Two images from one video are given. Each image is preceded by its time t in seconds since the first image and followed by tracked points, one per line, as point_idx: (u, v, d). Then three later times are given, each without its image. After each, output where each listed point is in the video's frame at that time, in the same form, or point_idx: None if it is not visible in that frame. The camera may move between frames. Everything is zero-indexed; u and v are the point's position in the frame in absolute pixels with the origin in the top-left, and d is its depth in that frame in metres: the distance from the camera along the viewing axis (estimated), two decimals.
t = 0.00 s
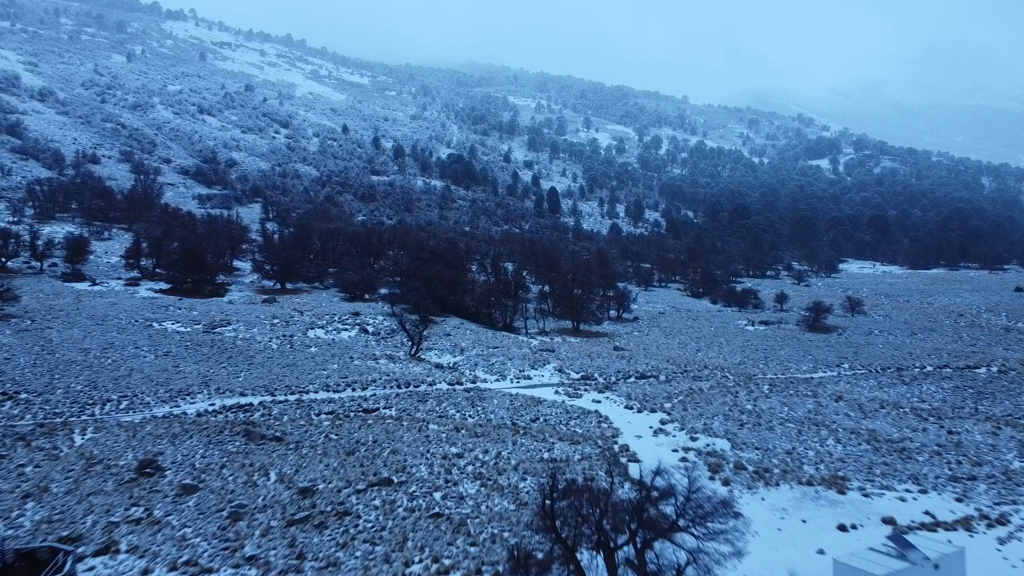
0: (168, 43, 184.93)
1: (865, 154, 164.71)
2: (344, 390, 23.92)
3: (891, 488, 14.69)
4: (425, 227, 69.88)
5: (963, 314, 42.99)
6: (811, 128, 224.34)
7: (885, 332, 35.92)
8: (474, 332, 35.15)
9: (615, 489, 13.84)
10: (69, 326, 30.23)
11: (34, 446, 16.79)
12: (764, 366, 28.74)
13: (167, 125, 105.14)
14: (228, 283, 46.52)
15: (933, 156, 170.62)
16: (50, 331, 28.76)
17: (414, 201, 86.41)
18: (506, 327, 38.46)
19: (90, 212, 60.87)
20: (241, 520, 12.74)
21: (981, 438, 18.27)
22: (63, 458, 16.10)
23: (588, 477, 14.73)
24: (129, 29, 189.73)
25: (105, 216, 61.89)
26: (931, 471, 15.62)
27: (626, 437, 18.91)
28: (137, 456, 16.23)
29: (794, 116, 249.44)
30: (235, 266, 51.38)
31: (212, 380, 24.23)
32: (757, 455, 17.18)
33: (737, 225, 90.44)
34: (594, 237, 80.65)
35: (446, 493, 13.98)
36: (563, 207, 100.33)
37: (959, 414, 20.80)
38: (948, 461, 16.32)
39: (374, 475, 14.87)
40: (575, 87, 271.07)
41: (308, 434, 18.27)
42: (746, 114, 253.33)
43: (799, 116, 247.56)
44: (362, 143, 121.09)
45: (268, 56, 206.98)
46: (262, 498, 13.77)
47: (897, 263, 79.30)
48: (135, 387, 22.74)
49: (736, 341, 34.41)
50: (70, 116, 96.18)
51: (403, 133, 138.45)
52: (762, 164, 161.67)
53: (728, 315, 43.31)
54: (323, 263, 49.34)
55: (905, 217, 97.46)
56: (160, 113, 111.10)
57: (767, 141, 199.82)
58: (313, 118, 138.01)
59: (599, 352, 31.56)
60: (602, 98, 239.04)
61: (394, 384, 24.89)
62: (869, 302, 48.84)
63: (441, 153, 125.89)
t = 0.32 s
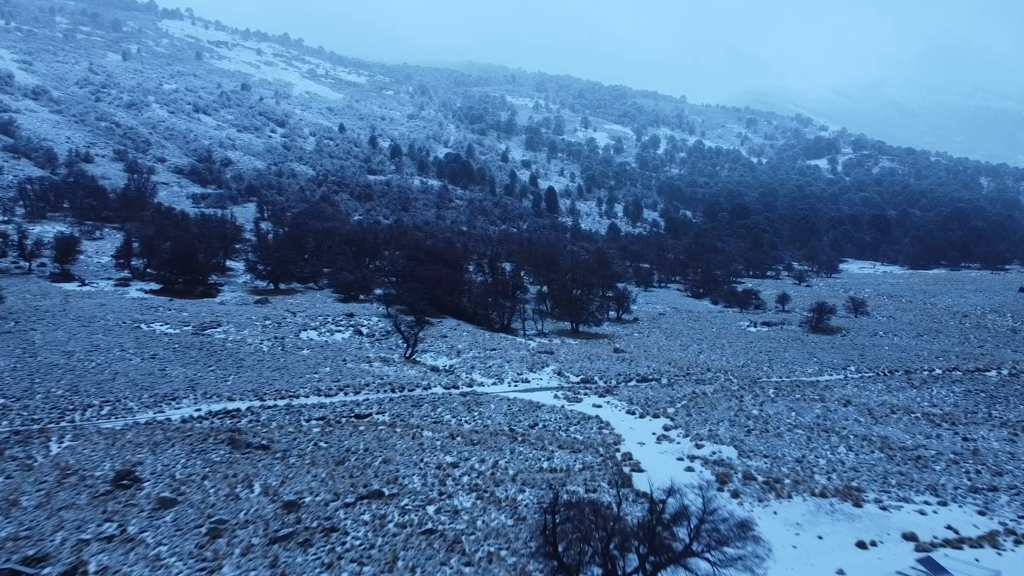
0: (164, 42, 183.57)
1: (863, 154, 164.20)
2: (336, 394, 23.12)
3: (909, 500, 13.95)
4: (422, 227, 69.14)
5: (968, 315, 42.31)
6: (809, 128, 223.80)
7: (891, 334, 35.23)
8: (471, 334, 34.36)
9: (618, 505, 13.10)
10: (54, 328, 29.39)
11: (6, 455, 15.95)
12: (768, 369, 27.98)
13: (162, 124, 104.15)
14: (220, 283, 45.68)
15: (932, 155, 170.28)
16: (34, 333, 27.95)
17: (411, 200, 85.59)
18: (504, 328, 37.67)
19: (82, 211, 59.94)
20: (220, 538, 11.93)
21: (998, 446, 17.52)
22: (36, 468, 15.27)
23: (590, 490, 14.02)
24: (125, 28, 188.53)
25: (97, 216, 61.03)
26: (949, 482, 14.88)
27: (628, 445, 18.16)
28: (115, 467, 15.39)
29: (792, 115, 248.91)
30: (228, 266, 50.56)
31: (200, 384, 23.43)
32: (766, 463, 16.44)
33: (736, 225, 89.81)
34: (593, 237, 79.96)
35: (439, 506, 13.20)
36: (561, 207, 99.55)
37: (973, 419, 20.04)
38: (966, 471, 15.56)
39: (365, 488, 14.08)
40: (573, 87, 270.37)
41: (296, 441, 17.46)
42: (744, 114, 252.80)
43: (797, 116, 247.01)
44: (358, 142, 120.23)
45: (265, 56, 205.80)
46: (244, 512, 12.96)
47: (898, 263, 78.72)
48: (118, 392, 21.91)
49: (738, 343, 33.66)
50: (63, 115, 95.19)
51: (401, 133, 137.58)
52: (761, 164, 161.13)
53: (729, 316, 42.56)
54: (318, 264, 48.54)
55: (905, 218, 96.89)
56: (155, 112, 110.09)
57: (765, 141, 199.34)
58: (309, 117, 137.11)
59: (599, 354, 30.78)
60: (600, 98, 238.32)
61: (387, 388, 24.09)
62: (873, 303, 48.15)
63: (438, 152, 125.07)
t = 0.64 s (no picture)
0: (156, 40, 181.82)
1: (857, 154, 164.46)
2: (325, 398, 22.37)
3: (922, 510, 13.38)
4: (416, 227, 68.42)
5: (967, 315, 41.96)
6: (803, 128, 224.12)
7: (891, 335, 34.79)
8: (465, 335, 33.68)
9: (619, 518, 12.45)
10: (36, 329, 28.52)
11: None
12: (768, 371, 27.41)
13: (153, 122, 102.87)
14: (209, 283, 44.78)
15: (925, 156, 170.86)
16: (14, 335, 27.07)
17: (405, 200, 84.83)
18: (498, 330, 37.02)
19: (69, 210, 58.88)
20: (196, 555, 11.19)
21: (1009, 452, 16.98)
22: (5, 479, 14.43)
23: (588, 501, 13.37)
24: (116, 25, 186.52)
25: (85, 215, 59.99)
26: (963, 491, 14.33)
27: (627, 451, 17.51)
28: (89, 476, 14.54)
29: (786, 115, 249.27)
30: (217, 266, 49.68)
31: (184, 388, 22.62)
32: (770, 470, 15.84)
33: (732, 225, 89.45)
34: (588, 237, 79.43)
35: (430, 520, 12.52)
36: (556, 207, 98.94)
37: (981, 424, 19.50)
38: (979, 479, 14.98)
39: (353, 499, 13.36)
40: (568, 87, 269.90)
41: (281, 449, 16.71)
42: (738, 114, 253.06)
43: (791, 116, 247.41)
44: (352, 142, 119.28)
45: (258, 54, 204.21)
46: (223, 526, 12.22)
47: (894, 263, 78.56)
48: (97, 396, 21.06)
49: (737, 344, 33.09)
50: (53, 113, 93.85)
51: (394, 132, 136.66)
52: (755, 164, 161.05)
53: (727, 316, 42.03)
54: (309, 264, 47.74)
55: (901, 218, 96.86)
56: (146, 111, 108.78)
57: (760, 141, 199.47)
58: (302, 116, 135.98)
59: (595, 356, 30.15)
60: (594, 98, 237.98)
61: (378, 391, 23.36)
62: (871, 303, 47.77)
63: (432, 152, 124.24)
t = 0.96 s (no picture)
0: (151, 40, 180.46)
1: (855, 154, 164.25)
2: (316, 403, 21.54)
3: (944, 526, 12.66)
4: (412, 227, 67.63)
5: (971, 316, 41.40)
6: (800, 129, 224.00)
7: (895, 337, 34.19)
8: (461, 337, 32.91)
9: (625, 536, 11.70)
10: (20, 331, 27.65)
11: None
12: (773, 374, 26.69)
13: (148, 121, 101.83)
14: (200, 284, 43.92)
15: (923, 156, 170.73)
16: None
17: (401, 199, 84.05)
18: (495, 331, 36.24)
19: (60, 209, 57.96)
20: None
21: None
22: None
23: (591, 515, 12.61)
24: (111, 24, 185.00)
25: (76, 215, 59.16)
26: (985, 503, 13.66)
27: (629, 460, 16.77)
28: (62, 489, 13.63)
29: (783, 115, 249.08)
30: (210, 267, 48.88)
31: (171, 393, 21.78)
32: (781, 481, 15.11)
33: (731, 225, 88.89)
34: (586, 237, 78.76)
35: (423, 537, 11.73)
36: (554, 207, 98.24)
37: (996, 430, 18.83)
38: (1002, 492, 14.28)
39: (342, 515, 12.56)
40: (565, 87, 269.24)
41: (267, 458, 15.90)
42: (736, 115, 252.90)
43: (788, 116, 247.28)
44: (348, 142, 118.40)
45: (254, 54, 202.90)
46: (202, 545, 11.41)
47: (894, 264, 78.07)
48: (79, 401, 20.19)
49: (740, 346, 32.39)
50: (46, 112, 92.76)
51: (391, 132, 135.75)
52: (753, 164, 160.63)
53: (728, 318, 41.40)
54: (303, 264, 46.93)
55: (900, 218, 96.46)
56: (141, 110, 107.73)
57: (757, 141, 199.21)
58: (298, 115, 134.95)
59: (595, 359, 29.43)
60: (592, 98, 237.50)
61: (370, 396, 22.54)
62: (872, 304, 47.20)
63: (429, 151, 123.43)
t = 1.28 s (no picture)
0: (149, 40, 179.40)
1: (855, 154, 163.74)
2: (309, 410, 20.77)
3: (971, 543, 11.93)
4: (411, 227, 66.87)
5: (978, 317, 40.74)
6: (800, 129, 223.36)
7: (902, 339, 33.50)
8: (460, 340, 32.15)
9: (634, 556, 10.95)
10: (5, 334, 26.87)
11: None
12: (781, 378, 25.93)
13: (145, 121, 100.98)
14: (194, 285, 43.16)
15: (923, 156, 170.21)
16: None
17: (400, 199, 83.28)
18: (495, 333, 35.46)
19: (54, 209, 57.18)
20: None
21: None
22: None
23: (597, 533, 11.85)
24: (109, 24, 183.89)
25: (71, 214, 58.52)
26: (1013, 518, 12.93)
27: (635, 470, 15.99)
28: (36, 503, 12.81)
29: (783, 116, 248.61)
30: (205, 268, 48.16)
31: (159, 398, 21.00)
32: (795, 492, 14.38)
33: (732, 225, 88.18)
34: (586, 237, 78.02)
35: (418, 557, 10.97)
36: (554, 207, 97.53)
37: (1017, 438, 18.08)
38: None
39: (332, 532, 11.79)
40: (564, 88, 268.49)
41: (255, 469, 15.10)
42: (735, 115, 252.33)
43: (788, 117, 246.86)
44: (347, 141, 117.59)
45: (253, 54, 201.88)
46: (181, 566, 10.64)
47: (897, 264, 77.39)
48: (62, 408, 19.40)
49: (745, 349, 31.64)
50: (42, 111, 91.93)
51: (390, 132, 134.95)
52: (753, 164, 159.90)
53: (732, 319, 40.71)
54: (299, 264, 46.19)
55: (901, 218, 95.84)
56: (138, 109, 106.85)
57: (757, 141, 198.47)
58: (297, 115, 134.11)
59: (598, 362, 28.67)
60: (591, 98, 236.86)
61: (365, 401, 21.75)
62: (878, 305, 46.50)
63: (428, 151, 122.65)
